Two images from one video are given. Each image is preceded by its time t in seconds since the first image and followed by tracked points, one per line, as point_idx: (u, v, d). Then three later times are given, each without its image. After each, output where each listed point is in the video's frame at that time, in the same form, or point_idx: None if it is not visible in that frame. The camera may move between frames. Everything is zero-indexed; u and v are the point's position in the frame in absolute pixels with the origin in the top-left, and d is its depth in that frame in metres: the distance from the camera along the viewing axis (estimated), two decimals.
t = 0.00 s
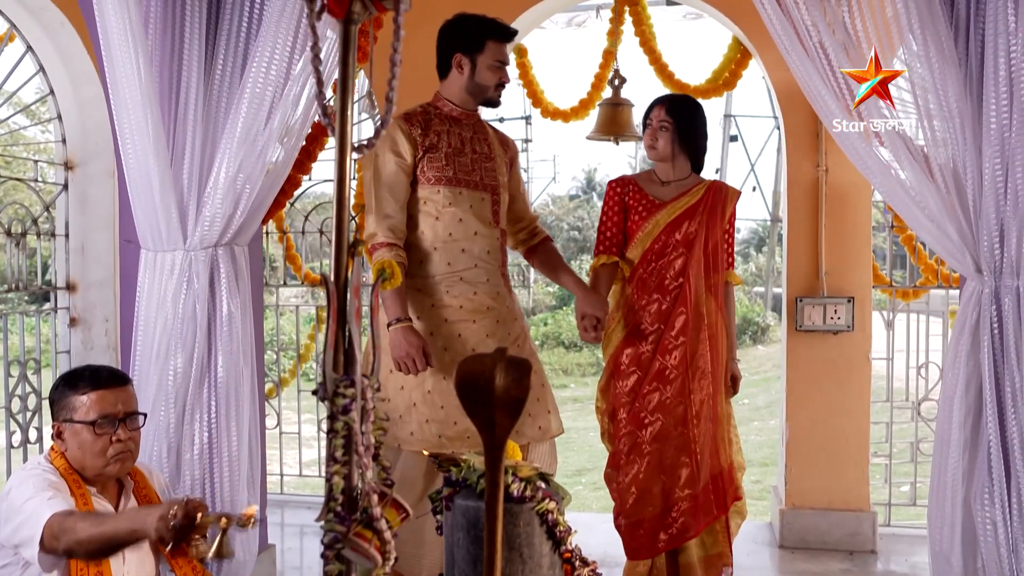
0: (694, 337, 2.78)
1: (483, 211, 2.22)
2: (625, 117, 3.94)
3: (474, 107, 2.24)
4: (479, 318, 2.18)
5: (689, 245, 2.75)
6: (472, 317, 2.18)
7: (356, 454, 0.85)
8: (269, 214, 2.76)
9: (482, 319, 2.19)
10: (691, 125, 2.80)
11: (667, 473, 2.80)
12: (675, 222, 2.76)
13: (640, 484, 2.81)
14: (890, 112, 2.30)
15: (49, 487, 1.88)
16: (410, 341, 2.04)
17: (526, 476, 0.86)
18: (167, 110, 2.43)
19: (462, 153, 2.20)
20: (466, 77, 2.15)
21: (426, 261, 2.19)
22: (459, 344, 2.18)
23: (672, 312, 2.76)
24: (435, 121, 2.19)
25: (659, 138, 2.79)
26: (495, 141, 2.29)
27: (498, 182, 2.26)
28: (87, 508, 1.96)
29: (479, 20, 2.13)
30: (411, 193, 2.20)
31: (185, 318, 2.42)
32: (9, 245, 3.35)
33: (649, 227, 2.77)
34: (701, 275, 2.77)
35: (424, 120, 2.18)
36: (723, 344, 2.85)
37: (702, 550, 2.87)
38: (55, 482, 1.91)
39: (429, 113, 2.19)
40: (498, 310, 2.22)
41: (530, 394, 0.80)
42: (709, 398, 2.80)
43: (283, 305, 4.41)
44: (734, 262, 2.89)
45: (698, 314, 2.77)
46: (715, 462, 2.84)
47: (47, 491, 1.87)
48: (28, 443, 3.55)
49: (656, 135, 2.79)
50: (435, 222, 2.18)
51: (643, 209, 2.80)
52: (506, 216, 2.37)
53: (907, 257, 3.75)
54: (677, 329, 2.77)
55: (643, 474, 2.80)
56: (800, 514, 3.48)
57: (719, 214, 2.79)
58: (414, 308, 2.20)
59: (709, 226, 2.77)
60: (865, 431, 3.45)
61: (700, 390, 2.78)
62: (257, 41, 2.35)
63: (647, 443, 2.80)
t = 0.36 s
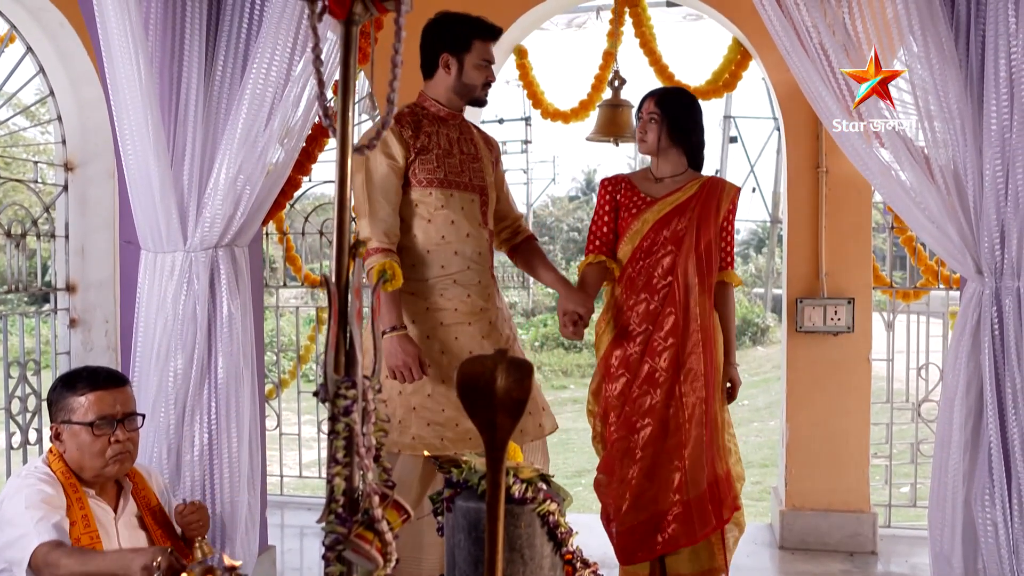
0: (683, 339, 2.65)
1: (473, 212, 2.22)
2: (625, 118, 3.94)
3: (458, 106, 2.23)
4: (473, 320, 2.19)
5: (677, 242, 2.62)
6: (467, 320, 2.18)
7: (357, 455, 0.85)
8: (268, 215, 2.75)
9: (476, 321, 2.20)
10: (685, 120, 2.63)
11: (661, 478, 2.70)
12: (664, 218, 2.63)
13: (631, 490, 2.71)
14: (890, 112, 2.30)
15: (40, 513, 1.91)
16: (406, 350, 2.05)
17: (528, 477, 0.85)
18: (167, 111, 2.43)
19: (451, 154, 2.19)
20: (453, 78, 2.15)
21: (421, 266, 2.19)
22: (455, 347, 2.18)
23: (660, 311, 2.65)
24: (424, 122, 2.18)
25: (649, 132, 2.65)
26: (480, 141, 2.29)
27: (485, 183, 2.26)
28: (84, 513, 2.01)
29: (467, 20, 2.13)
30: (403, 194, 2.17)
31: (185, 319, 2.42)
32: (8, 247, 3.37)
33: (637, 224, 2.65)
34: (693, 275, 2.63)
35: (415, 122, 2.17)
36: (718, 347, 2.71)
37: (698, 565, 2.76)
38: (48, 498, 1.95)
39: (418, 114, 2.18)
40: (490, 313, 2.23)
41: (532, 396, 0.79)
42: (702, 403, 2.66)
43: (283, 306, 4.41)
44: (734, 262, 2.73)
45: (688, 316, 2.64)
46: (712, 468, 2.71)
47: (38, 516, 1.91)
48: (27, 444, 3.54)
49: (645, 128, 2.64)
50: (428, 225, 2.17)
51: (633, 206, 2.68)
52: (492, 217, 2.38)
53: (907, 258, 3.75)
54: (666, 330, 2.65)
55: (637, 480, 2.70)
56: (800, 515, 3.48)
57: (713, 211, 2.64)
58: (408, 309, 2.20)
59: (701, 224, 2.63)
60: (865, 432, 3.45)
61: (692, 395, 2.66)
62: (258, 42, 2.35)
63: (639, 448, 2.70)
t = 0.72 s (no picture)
0: (666, 339, 2.55)
1: (464, 214, 2.22)
2: (625, 118, 3.94)
3: (449, 107, 2.23)
4: (466, 322, 2.19)
5: (666, 243, 2.52)
6: (460, 321, 2.18)
7: (358, 455, 0.84)
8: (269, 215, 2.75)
9: (468, 324, 2.20)
10: (682, 116, 2.53)
11: (639, 479, 2.60)
12: (656, 217, 2.53)
13: (612, 491, 2.61)
14: (891, 110, 2.30)
15: (32, 529, 1.93)
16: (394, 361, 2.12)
17: (528, 477, 0.85)
18: (167, 111, 2.43)
19: (442, 157, 2.19)
20: (443, 77, 2.15)
21: (410, 268, 2.17)
22: (448, 350, 2.17)
23: (645, 310, 2.56)
24: (415, 123, 2.17)
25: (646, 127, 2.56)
26: (472, 141, 2.29)
27: (477, 184, 2.26)
28: (82, 514, 2.01)
29: (458, 19, 2.12)
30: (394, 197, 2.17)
31: (185, 319, 2.42)
32: (8, 247, 3.37)
33: (631, 223, 2.57)
34: (682, 275, 2.52)
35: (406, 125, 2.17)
36: (707, 351, 2.57)
37: None
38: (45, 511, 1.95)
39: (409, 116, 2.17)
40: (481, 315, 2.23)
41: (532, 396, 0.79)
42: (683, 405, 2.55)
43: (282, 306, 4.41)
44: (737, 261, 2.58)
45: (672, 316, 2.54)
46: (697, 476, 2.56)
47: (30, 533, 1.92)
48: (27, 444, 3.54)
49: (642, 123, 2.56)
50: (420, 227, 2.16)
51: (629, 205, 2.59)
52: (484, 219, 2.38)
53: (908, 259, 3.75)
54: (649, 330, 2.57)
55: (615, 480, 2.61)
56: (800, 515, 3.48)
57: (707, 210, 2.52)
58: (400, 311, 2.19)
59: (693, 223, 2.51)
60: (864, 432, 3.45)
61: (673, 397, 2.56)
62: (257, 42, 2.34)
63: (619, 448, 2.61)
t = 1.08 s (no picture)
0: (658, 344, 2.54)
1: (461, 216, 2.21)
2: (625, 119, 3.94)
3: (445, 109, 2.22)
4: (462, 324, 2.19)
5: (662, 245, 2.52)
6: (456, 323, 2.18)
7: (358, 457, 0.84)
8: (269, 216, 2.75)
9: (464, 326, 2.19)
10: (682, 113, 2.52)
11: (628, 484, 2.59)
12: (653, 219, 2.53)
13: (603, 493, 2.62)
14: (890, 111, 2.30)
15: (29, 541, 1.94)
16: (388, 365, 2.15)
17: (529, 479, 0.86)
18: (167, 113, 2.42)
19: (438, 158, 2.19)
20: (438, 79, 2.15)
21: (406, 270, 2.17)
22: (444, 352, 2.17)
23: (639, 314, 2.56)
24: (410, 126, 2.17)
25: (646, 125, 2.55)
26: (469, 143, 2.29)
27: (474, 186, 2.26)
28: (81, 516, 2.01)
29: (452, 20, 2.13)
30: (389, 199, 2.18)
31: (185, 321, 2.42)
32: (8, 248, 3.37)
33: (630, 225, 2.57)
34: (677, 278, 2.51)
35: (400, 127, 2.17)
36: (700, 356, 2.53)
37: None
38: (43, 519, 1.96)
39: (404, 118, 2.17)
40: (477, 317, 2.23)
41: (532, 398, 0.78)
42: (672, 411, 2.52)
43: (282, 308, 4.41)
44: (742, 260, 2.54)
45: (665, 321, 2.53)
46: (683, 483, 2.52)
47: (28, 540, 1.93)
48: (27, 446, 3.53)
49: (641, 121, 2.56)
50: (415, 229, 2.16)
51: (630, 207, 2.60)
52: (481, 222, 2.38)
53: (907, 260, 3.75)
54: (642, 334, 2.56)
55: (605, 483, 2.61)
56: (799, 516, 3.48)
57: (706, 209, 2.49)
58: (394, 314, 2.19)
59: (689, 224, 2.49)
60: (864, 433, 3.45)
61: (665, 403, 2.54)
62: (258, 44, 2.34)
63: (612, 452, 2.61)
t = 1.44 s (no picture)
0: (658, 347, 2.55)
1: (459, 216, 2.21)
2: (624, 120, 3.94)
3: (445, 110, 2.22)
4: (461, 324, 2.19)
5: (659, 244, 2.52)
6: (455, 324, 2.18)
7: (358, 457, 0.84)
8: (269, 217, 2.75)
9: (463, 326, 2.19)
10: (685, 108, 2.50)
11: (632, 491, 2.59)
12: (652, 218, 2.54)
13: (609, 499, 2.61)
14: (890, 110, 2.30)
15: (42, 536, 1.93)
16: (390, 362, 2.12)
17: (528, 479, 0.86)
18: (167, 113, 2.42)
19: (436, 159, 2.19)
20: (435, 79, 2.15)
21: (404, 270, 2.17)
22: (443, 352, 2.17)
23: (639, 317, 2.57)
24: (408, 126, 2.17)
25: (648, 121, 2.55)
26: (468, 143, 2.28)
27: (473, 187, 2.26)
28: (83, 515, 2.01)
29: (450, 20, 2.13)
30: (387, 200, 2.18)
31: (184, 321, 2.42)
32: (8, 248, 3.37)
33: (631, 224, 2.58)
34: (676, 277, 2.50)
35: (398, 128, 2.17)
36: (701, 359, 2.52)
37: None
38: (52, 516, 1.95)
39: (403, 119, 2.17)
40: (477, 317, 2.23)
41: (531, 398, 0.78)
42: (673, 415, 2.52)
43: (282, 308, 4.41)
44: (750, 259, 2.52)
45: (664, 324, 2.53)
46: (687, 489, 2.51)
47: (42, 538, 1.93)
48: (26, 446, 3.53)
49: (643, 118, 2.56)
50: (412, 229, 2.16)
51: (631, 206, 2.61)
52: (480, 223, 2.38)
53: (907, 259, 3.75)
54: (642, 336, 2.57)
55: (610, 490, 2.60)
56: (799, 516, 3.48)
57: (706, 205, 2.48)
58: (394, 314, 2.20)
59: (688, 223, 2.49)
60: (864, 433, 3.45)
61: (667, 406, 2.54)
62: (258, 44, 2.34)
63: (615, 458, 2.60)
